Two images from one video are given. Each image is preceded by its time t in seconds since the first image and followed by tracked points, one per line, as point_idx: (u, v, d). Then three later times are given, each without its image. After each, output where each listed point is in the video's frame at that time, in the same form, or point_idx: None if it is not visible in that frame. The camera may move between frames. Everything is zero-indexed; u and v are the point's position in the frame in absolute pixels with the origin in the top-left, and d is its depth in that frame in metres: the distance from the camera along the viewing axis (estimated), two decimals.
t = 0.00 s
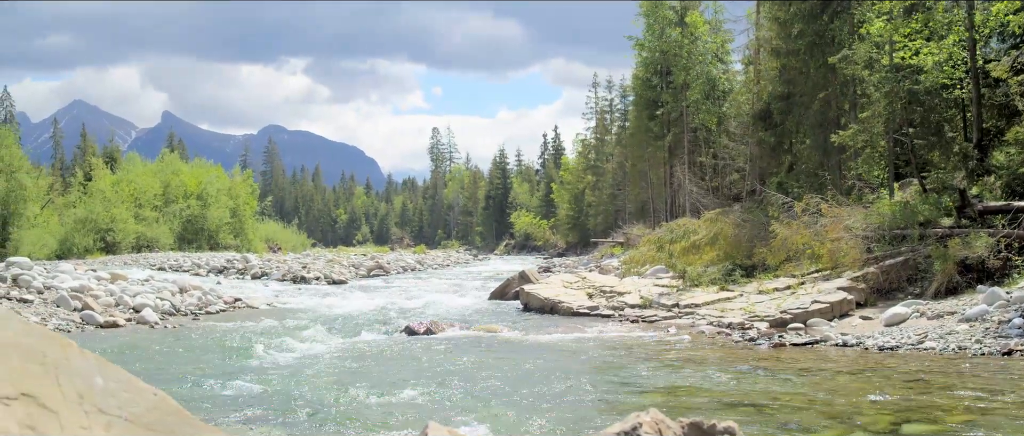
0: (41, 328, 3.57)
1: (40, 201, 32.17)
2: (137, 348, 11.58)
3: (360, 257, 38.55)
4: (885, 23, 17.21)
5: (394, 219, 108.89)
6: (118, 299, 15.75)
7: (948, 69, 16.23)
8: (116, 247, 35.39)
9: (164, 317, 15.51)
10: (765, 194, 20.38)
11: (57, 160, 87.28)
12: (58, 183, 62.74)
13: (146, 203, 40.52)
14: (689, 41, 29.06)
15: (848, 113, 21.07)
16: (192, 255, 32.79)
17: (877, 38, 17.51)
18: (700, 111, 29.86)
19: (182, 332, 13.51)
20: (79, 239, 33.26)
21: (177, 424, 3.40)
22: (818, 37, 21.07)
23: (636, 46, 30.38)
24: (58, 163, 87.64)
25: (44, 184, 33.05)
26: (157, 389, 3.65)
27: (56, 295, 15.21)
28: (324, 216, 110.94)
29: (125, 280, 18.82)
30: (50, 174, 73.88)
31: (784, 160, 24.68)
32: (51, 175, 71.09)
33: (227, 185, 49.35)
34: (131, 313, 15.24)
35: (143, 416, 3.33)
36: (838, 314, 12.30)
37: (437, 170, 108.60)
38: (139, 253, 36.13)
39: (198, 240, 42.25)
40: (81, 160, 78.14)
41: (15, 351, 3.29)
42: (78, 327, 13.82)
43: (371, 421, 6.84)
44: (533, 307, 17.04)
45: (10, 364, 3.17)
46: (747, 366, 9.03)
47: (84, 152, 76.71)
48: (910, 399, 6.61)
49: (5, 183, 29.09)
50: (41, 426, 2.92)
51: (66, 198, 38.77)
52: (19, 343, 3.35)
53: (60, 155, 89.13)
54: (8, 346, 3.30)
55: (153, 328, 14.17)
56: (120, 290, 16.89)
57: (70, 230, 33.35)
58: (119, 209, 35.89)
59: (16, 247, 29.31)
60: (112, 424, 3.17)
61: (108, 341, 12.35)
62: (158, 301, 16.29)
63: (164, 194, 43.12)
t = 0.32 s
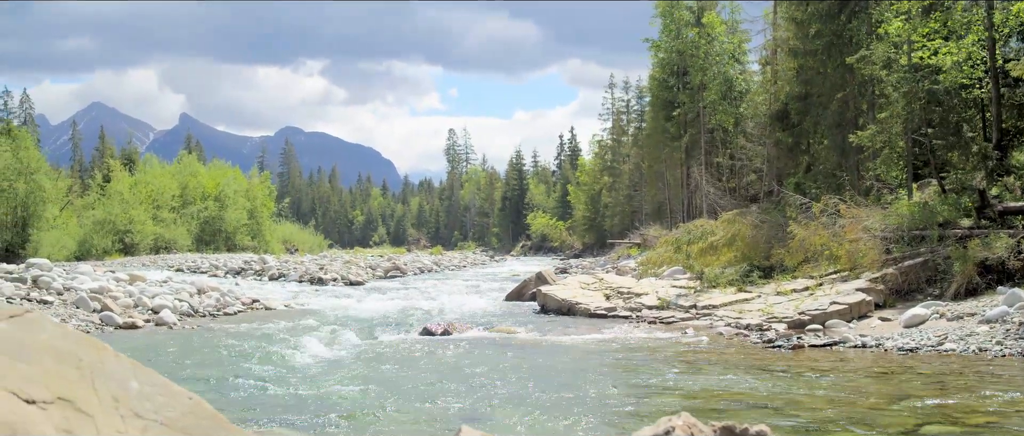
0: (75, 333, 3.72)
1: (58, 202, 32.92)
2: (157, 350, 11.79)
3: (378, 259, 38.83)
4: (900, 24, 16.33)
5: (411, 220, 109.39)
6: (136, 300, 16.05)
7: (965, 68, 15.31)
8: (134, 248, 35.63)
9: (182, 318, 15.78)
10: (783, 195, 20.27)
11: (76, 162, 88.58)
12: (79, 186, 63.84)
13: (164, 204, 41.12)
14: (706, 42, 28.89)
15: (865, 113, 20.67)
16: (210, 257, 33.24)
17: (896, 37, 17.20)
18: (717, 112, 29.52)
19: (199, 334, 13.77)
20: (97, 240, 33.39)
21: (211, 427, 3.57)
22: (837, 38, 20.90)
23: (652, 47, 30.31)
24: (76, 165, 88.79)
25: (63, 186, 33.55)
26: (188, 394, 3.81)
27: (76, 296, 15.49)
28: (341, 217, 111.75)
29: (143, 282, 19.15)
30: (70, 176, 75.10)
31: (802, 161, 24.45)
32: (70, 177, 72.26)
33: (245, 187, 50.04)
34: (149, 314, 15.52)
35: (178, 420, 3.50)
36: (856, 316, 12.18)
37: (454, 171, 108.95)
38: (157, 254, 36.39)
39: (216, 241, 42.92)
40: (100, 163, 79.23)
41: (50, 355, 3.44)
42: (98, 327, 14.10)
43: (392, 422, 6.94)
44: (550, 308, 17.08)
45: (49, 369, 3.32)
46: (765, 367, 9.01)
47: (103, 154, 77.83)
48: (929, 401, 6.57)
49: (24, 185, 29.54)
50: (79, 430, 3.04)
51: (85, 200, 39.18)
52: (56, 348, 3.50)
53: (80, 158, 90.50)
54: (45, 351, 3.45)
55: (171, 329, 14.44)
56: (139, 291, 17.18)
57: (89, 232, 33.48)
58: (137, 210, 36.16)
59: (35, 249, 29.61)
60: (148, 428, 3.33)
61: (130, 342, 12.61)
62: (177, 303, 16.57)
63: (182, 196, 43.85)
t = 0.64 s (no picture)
0: (108, 336, 3.84)
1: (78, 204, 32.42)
2: (178, 351, 12.01)
3: (396, 260, 39.13)
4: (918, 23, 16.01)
5: (427, 222, 109.89)
6: (155, 302, 16.34)
7: (985, 68, 14.91)
8: (152, 250, 36.15)
9: (200, 320, 16.04)
10: (801, 196, 20.07)
11: (95, 164, 89.82)
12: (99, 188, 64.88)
13: (182, 205, 41.76)
14: (724, 42, 28.67)
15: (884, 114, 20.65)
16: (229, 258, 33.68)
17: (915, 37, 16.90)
18: (734, 113, 29.33)
19: (216, 336, 13.95)
20: (116, 243, 34.00)
21: (240, 432, 3.73)
22: (855, 38, 20.62)
23: (669, 48, 30.21)
24: (96, 167, 90.03)
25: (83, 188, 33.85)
26: (217, 397, 3.96)
27: (95, 298, 15.76)
28: (358, 219, 112.51)
29: (162, 283, 19.48)
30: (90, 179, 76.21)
31: (820, 162, 24.33)
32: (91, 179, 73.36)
33: (263, 189, 50.70)
34: (168, 316, 15.81)
35: (210, 424, 3.66)
36: (875, 317, 12.04)
37: (470, 172, 109.25)
38: (174, 255, 36.98)
39: (234, 242, 43.61)
40: (119, 165, 80.19)
41: (82, 359, 3.57)
42: (117, 329, 14.38)
43: (410, 423, 7.05)
44: (568, 309, 17.10)
45: (80, 372, 3.47)
46: (784, 370, 8.95)
47: (122, 157, 78.81)
48: (951, 404, 6.51)
49: (43, 187, 29.08)
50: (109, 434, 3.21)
51: (104, 202, 39.79)
52: (87, 352, 3.62)
53: (100, 159, 91.71)
54: (78, 356, 3.57)
55: (190, 331, 14.70)
56: (158, 293, 17.47)
57: (108, 233, 34.00)
58: (155, 211, 36.62)
59: (55, 250, 29.49)
60: (181, 432, 3.49)
61: (151, 343, 12.85)
62: (195, 304, 16.85)
63: (200, 197, 44.63)
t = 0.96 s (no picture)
0: (150, 340, 4.01)
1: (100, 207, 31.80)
2: (202, 352, 12.25)
3: (415, 262, 39.39)
4: (940, 23, 15.70)
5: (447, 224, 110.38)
6: (177, 304, 16.67)
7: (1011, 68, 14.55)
8: (173, 252, 36.82)
9: (221, 322, 16.36)
10: (822, 198, 19.89)
11: (118, 167, 91.49)
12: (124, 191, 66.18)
13: (202, 208, 42.65)
14: (744, 43, 28.50)
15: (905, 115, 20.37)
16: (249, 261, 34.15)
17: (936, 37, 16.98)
18: (755, 114, 29.14)
19: (237, 338, 14.17)
20: (138, 245, 34.64)
21: None
22: (875, 40, 20.39)
23: (689, 49, 30.14)
24: (119, 170, 91.67)
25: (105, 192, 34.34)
26: (261, 400, 3.92)
27: (118, 300, 16.13)
28: (378, 222, 113.23)
29: (183, 285, 19.87)
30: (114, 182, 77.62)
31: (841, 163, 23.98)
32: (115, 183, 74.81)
33: (285, 191, 51.36)
34: (190, 318, 16.13)
35: (250, 428, 3.62)
36: (898, 320, 11.89)
37: (490, 174, 109.51)
38: (195, 257, 37.79)
39: (255, 244, 44.32)
40: (141, 168, 81.51)
41: (126, 363, 3.74)
42: (140, 330, 14.69)
43: (431, 426, 7.17)
44: (588, 312, 17.13)
45: (125, 376, 3.64)
46: (806, 373, 8.91)
47: (143, 160, 79.93)
48: (975, 407, 6.45)
49: (66, 189, 28.71)
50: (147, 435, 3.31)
51: (126, 205, 40.66)
52: (130, 356, 3.80)
53: (121, 162, 93.08)
54: (120, 359, 3.75)
55: (211, 332, 15.00)
56: (180, 295, 17.82)
57: (130, 236, 34.66)
58: (176, 214, 37.21)
59: (77, 253, 29.38)
60: None
61: (175, 344, 13.15)
62: (217, 306, 17.18)
63: (221, 200, 45.56)
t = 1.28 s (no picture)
0: (192, 343, 4.16)
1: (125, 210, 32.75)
2: (227, 353, 12.51)
3: (437, 265, 39.68)
4: (965, 23, 15.45)
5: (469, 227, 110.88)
6: (201, 306, 17.03)
7: None
8: (197, 254, 37.57)
9: (246, 324, 16.70)
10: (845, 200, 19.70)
11: (142, 170, 93.43)
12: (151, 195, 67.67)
13: (226, 211, 43.56)
14: (767, 44, 28.25)
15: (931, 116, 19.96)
16: (272, 263, 34.73)
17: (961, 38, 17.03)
18: (778, 116, 28.83)
19: (261, 340, 14.47)
20: (162, 248, 35.40)
21: None
22: (900, 40, 20.07)
23: (711, 51, 30.00)
24: (143, 173, 93.53)
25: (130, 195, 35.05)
26: (307, 403, 4.09)
27: (142, 302, 16.50)
28: (400, 224, 114.00)
29: (207, 287, 20.29)
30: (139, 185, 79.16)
31: (864, 165, 23.53)
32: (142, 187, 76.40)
33: (308, 194, 52.05)
34: (215, 319, 16.49)
35: (298, 431, 3.78)
36: (924, 322, 11.70)
37: (512, 177, 109.77)
38: (218, 259, 38.50)
39: (278, 246, 45.05)
40: (165, 171, 83.09)
41: (172, 368, 3.87)
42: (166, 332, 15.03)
43: (456, 428, 7.29)
44: (611, 314, 17.13)
45: (173, 381, 3.78)
46: (830, 375, 8.86)
47: (166, 163, 81.53)
48: (1003, 412, 6.38)
49: (92, 193, 29.39)
50: None
51: (149, 207, 41.43)
52: (177, 360, 3.94)
53: (145, 165, 94.94)
54: (166, 364, 3.89)
55: (235, 335, 15.32)
56: (204, 297, 18.19)
57: (154, 239, 35.46)
58: (200, 217, 37.92)
59: (102, 255, 30.13)
60: None
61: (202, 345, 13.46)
62: (241, 309, 17.55)
63: (244, 203, 46.37)
